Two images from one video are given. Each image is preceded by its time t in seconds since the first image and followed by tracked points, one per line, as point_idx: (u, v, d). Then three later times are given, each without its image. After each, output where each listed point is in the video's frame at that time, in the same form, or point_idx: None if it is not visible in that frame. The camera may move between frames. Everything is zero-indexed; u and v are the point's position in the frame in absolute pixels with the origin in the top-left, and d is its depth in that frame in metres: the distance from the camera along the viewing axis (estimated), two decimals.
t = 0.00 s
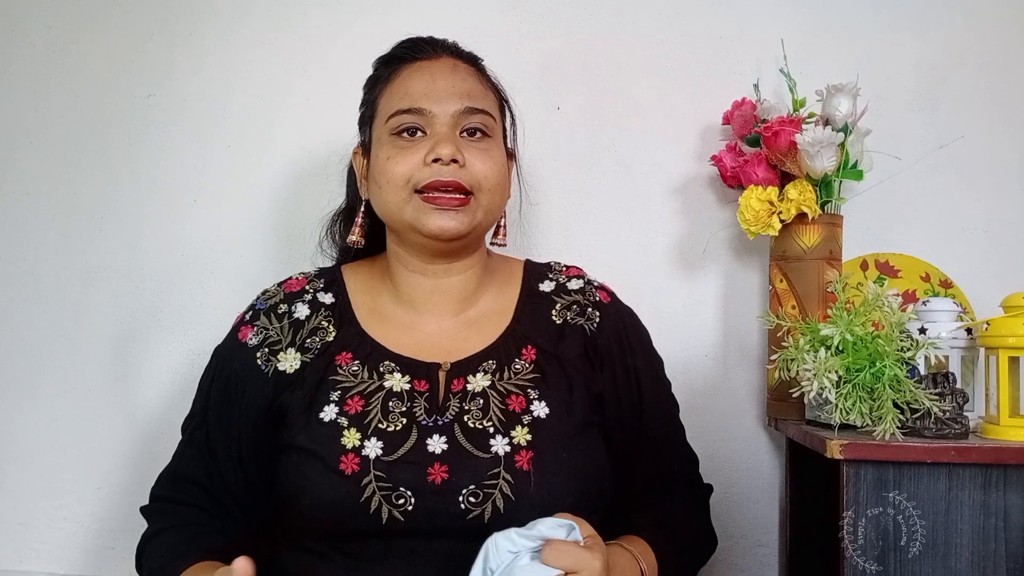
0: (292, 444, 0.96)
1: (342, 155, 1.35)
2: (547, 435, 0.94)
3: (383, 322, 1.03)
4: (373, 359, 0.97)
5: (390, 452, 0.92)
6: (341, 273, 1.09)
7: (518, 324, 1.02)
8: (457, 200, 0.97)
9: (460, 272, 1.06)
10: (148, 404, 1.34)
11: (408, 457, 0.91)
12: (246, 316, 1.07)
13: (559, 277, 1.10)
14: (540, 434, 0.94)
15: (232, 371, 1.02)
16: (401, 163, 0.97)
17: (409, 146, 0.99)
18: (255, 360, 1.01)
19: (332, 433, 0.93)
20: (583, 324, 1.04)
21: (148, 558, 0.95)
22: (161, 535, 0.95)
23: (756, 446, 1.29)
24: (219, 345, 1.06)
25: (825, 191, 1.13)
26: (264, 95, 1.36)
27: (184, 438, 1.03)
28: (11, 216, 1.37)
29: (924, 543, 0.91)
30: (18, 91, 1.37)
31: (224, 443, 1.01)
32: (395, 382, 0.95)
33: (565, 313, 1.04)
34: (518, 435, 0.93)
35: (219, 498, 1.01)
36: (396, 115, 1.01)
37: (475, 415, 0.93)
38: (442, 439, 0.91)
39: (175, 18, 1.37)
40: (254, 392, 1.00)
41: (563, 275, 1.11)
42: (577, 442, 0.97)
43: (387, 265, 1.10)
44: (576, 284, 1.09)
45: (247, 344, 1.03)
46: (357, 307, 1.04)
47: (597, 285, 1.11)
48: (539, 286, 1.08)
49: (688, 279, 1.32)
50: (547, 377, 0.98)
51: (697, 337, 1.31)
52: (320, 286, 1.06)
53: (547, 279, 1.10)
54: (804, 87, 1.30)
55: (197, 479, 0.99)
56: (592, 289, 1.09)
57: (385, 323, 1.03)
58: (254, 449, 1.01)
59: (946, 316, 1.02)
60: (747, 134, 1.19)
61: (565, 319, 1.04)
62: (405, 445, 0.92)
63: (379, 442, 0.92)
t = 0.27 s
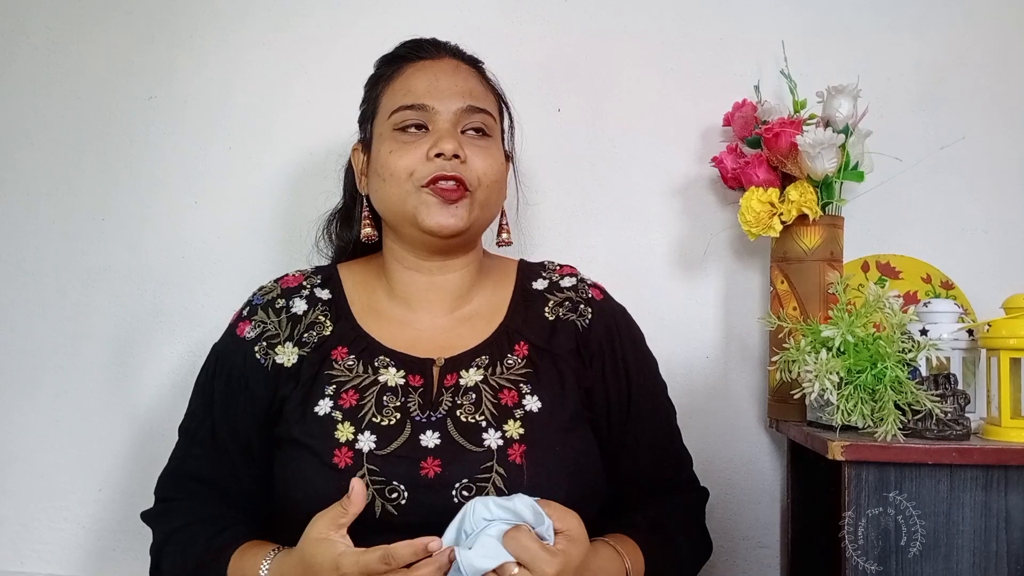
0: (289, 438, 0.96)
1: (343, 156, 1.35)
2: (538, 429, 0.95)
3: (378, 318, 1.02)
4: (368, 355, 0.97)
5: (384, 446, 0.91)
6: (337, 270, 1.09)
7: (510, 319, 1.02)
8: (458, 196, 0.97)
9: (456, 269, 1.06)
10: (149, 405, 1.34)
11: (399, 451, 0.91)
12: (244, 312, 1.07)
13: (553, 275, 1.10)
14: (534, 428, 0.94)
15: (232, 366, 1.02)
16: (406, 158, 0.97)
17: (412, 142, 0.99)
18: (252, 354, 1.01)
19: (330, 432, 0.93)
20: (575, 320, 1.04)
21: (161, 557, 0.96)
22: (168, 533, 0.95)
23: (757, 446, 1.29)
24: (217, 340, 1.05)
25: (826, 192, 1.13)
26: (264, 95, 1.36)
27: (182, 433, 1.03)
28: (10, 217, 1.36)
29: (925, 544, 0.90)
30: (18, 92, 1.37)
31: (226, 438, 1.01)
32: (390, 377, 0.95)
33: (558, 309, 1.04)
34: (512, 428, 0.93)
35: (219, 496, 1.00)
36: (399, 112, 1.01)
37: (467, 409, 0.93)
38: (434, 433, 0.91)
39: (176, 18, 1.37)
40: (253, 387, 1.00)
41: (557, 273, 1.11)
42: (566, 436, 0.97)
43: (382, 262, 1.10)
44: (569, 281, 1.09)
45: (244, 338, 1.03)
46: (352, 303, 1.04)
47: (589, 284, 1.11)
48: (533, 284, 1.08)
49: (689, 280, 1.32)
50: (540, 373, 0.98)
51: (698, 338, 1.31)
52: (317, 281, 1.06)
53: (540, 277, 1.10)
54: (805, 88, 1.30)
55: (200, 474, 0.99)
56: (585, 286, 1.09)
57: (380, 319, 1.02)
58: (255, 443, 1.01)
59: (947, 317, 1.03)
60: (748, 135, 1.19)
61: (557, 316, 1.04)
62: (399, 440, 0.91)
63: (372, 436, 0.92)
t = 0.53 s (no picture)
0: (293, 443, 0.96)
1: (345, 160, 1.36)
2: (542, 430, 0.95)
3: (381, 321, 1.03)
4: (372, 359, 0.97)
5: (388, 450, 0.91)
6: (340, 275, 1.10)
7: (513, 319, 1.02)
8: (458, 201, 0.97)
9: (458, 272, 1.06)
10: (153, 408, 1.34)
11: (404, 454, 0.91)
12: (247, 319, 1.07)
13: (557, 273, 1.11)
14: (538, 428, 0.94)
15: (236, 372, 1.02)
16: (405, 163, 0.97)
17: (411, 147, 0.99)
18: (256, 361, 1.01)
19: (333, 436, 0.93)
20: (579, 319, 1.04)
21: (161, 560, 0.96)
22: (172, 537, 0.95)
23: (760, 450, 1.29)
24: (221, 349, 1.06)
25: (827, 196, 1.13)
26: (267, 100, 1.36)
27: (187, 442, 1.03)
28: (12, 221, 1.36)
29: (926, 546, 0.90)
30: (21, 96, 1.37)
31: (231, 443, 1.01)
32: (395, 382, 0.95)
33: (561, 308, 1.05)
34: (515, 430, 0.93)
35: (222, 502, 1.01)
36: (399, 117, 1.01)
37: (471, 412, 0.93)
38: (440, 439, 0.91)
39: (178, 23, 1.37)
40: (257, 393, 1.00)
41: (561, 271, 1.11)
42: (572, 435, 0.97)
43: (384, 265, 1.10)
44: (572, 280, 1.09)
45: (249, 345, 1.03)
46: (355, 307, 1.04)
47: (593, 281, 1.11)
48: (535, 283, 1.08)
49: (691, 284, 1.32)
50: (543, 372, 0.98)
51: (700, 342, 1.31)
52: (321, 288, 1.06)
53: (544, 276, 1.10)
54: (806, 92, 1.31)
55: (204, 479, 0.99)
56: (588, 284, 1.09)
57: (382, 322, 1.02)
58: (260, 448, 1.02)
59: (948, 321, 1.03)
60: (749, 139, 1.19)
61: (561, 315, 1.04)
62: (404, 443, 0.91)
63: (377, 440, 0.92)
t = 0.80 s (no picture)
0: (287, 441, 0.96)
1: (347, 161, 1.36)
2: (540, 431, 0.95)
3: (378, 320, 1.03)
4: (367, 359, 0.97)
5: (384, 451, 0.92)
6: (336, 272, 1.10)
7: (511, 322, 1.02)
8: (460, 202, 0.97)
9: (457, 273, 1.06)
10: (154, 409, 1.34)
11: (402, 455, 0.91)
12: (241, 317, 1.07)
13: (554, 277, 1.11)
14: (534, 431, 0.94)
15: (229, 371, 1.02)
16: (406, 164, 0.97)
17: (413, 147, 0.99)
18: (250, 358, 1.01)
19: (330, 437, 0.93)
20: (577, 322, 1.04)
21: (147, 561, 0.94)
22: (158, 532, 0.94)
23: (760, 451, 1.29)
24: (215, 346, 1.05)
25: (828, 197, 1.13)
26: (268, 101, 1.36)
27: (179, 439, 1.02)
28: (13, 222, 1.36)
29: (927, 547, 0.90)
30: (22, 97, 1.38)
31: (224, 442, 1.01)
32: (390, 381, 0.95)
33: (559, 312, 1.05)
34: (512, 432, 0.94)
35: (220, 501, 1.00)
36: (401, 117, 1.01)
37: (468, 413, 0.93)
38: (436, 438, 0.91)
39: (180, 24, 1.38)
40: (251, 391, 1.00)
41: (558, 275, 1.11)
42: (571, 435, 0.97)
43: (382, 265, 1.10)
44: (570, 283, 1.09)
45: (242, 343, 1.03)
46: (352, 306, 1.04)
47: (591, 285, 1.11)
48: (533, 286, 1.08)
49: (691, 284, 1.32)
50: (541, 375, 0.98)
51: (701, 342, 1.31)
52: (315, 286, 1.06)
53: (541, 279, 1.10)
54: (807, 93, 1.31)
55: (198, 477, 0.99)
56: (586, 288, 1.09)
57: (380, 322, 1.03)
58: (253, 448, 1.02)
59: (949, 321, 1.03)
60: (750, 139, 1.19)
61: (559, 318, 1.04)
62: (400, 444, 0.92)
63: (372, 440, 0.92)
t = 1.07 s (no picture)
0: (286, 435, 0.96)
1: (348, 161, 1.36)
2: (540, 430, 0.95)
3: (376, 314, 1.03)
4: (366, 354, 0.97)
5: (387, 447, 0.91)
6: (331, 264, 1.09)
7: (509, 320, 1.02)
8: (461, 198, 0.97)
9: (455, 269, 1.06)
10: (156, 408, 1.34)
11: (404, 452, 0.91)
12: (234, 304, 1.05)
13: (549, 277, 1.11)
14: (535, 428, 0.95)
15: (222, 360, 1.00)
16: (408, 159, 0.97)
17: (415, 142, 0.99)
18: (244, 348, 1.00)
19: (331, 432, 0.93)
20: (575, 321, 1.04)
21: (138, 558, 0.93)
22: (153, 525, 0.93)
23: (761, 449, 1.29)
24: (206, 334, 1.03)
25: (830, 194, 1.12)
26: (268, 100, 1.36)
27: (167, 427, 1.00)
28: (14, 221, 1.36)
29: (928, 546, 0.90)
30: (23, 96, 1.37)
31: (217, 434, 0.99)
32: (391, 377, 0.95)
33: (557, 311, 1.05)
34: (513, 429, 0.94)
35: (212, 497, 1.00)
36: (402, 111, 1.01)
37: (470, 409, 0.94)
38: (438, 434, 0.92)
39: (181, 23, 1.37)
40: (245, 382, 0.99)
41: (553, 275, 1.11)
42: (566, 435, 0.97)
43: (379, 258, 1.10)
44: (567, 284, 1.09)
45: (238, 332, 1.01)
46: (349, 300, 1.04)
47: (586, 286, 1.11)
48: (529, 285, 1.08)
49: (692, 283, 1.32)
50: (540, 373, 0.99)
51: (701, 341, 1.31)
52: (313, 277, 1.06)
53: (538, 278, 1.10)
54: (808, 91, 1.30)
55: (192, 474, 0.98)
56: (582, 290, 1.09)
57: (377, 316, 1.02)
58: (246, 439, 1.00)
59: (950, 319, 1.03)
60: (751, 137, 1.19)
61: (557, 317, 1.04)
62: (401, 441, 0.92)
63: (375, 436, 0.92)
